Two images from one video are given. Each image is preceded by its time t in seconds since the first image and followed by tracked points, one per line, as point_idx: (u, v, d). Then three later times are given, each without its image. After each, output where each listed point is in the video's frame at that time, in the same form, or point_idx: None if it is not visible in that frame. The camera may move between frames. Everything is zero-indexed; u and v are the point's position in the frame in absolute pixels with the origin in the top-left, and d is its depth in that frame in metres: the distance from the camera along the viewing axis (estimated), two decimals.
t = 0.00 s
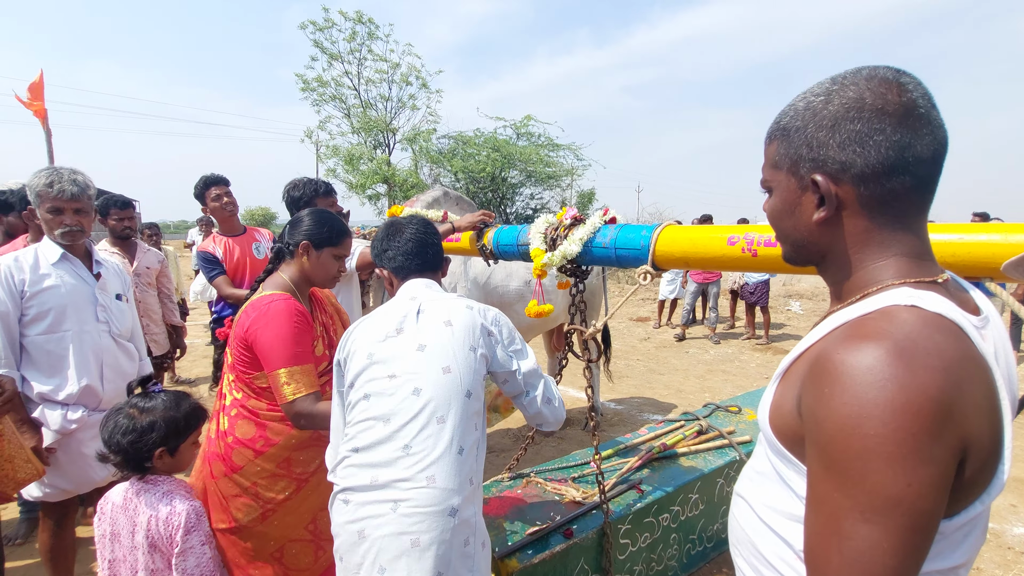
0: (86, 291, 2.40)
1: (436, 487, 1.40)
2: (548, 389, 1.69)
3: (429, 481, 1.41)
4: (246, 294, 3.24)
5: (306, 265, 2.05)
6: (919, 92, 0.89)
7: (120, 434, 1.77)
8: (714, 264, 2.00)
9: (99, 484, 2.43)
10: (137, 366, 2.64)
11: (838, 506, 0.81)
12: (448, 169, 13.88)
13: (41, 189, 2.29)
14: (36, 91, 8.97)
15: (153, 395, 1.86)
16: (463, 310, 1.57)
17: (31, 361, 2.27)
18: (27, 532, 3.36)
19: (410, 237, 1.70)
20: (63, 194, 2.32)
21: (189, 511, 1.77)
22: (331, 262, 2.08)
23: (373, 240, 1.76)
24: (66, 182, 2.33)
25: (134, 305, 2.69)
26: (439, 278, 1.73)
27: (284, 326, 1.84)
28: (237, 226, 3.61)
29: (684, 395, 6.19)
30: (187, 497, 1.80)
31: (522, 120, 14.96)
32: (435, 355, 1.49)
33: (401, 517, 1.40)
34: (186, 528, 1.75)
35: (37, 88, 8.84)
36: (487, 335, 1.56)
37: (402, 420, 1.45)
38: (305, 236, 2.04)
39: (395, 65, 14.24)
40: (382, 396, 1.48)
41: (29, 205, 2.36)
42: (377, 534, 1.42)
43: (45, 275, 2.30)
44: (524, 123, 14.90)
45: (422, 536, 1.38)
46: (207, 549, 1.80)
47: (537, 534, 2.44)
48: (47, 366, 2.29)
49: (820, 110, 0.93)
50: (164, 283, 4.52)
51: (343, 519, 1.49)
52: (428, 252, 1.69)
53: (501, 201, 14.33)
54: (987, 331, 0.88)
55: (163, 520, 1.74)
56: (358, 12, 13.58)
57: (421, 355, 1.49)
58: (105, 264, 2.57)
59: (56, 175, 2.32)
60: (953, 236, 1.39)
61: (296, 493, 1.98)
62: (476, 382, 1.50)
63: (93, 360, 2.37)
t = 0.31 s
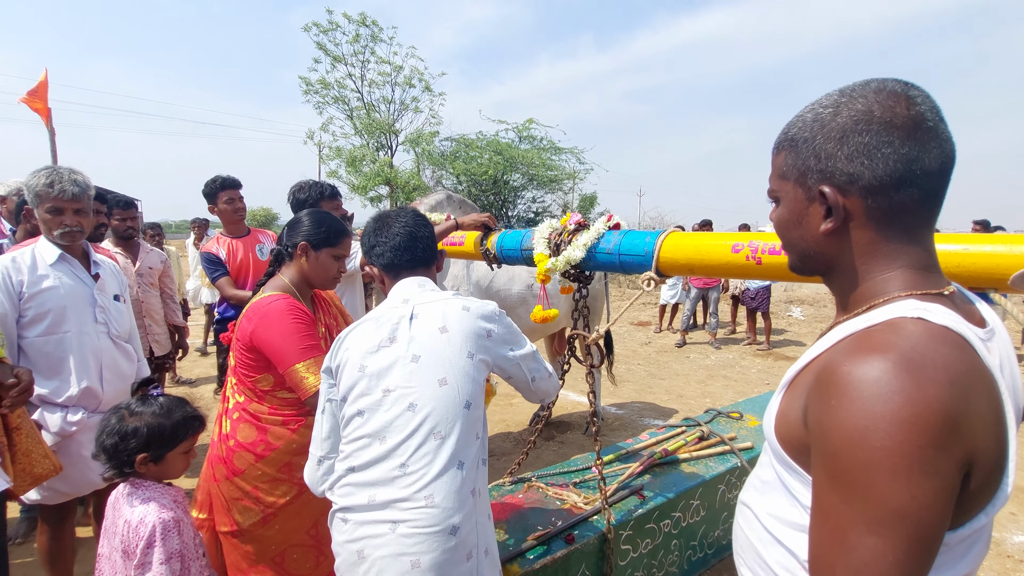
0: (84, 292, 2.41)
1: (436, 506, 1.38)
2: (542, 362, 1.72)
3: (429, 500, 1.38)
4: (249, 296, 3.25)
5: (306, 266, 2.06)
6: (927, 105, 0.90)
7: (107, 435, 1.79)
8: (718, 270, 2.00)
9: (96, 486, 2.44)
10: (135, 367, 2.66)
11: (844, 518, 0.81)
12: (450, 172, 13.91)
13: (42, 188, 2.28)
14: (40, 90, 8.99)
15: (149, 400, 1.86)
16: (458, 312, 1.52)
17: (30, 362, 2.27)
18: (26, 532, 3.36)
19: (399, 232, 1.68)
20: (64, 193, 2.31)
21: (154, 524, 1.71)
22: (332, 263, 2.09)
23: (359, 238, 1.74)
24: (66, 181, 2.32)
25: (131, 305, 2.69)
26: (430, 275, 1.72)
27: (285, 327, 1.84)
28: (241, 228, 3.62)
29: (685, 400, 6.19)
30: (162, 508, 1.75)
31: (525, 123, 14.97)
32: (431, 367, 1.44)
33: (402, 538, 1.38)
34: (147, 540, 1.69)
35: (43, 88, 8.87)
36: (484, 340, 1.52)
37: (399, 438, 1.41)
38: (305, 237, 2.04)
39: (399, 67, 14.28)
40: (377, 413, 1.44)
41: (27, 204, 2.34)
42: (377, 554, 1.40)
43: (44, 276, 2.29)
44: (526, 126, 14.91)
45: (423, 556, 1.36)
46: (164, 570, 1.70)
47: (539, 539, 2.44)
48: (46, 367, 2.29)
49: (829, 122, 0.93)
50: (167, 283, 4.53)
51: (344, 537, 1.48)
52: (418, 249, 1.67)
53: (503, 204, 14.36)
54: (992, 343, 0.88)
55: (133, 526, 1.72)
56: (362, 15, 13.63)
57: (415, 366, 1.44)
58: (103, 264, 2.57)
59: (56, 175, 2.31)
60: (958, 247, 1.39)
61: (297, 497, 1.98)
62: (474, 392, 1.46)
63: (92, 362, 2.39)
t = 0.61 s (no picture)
0: (82, 289, 2.41)
1: (445, 519, 1.37)
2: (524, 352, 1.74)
3: (437, 514, 1.37)
4: (251, 294, 3.25)
5: (312, 265, 2.06)
6: (940, 111, 0.90)
7: (95, 436, 1.79)
8: (724, 273, 2.00)
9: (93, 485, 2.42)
10: (133, 365, 2.65)
11: (854, 525, 0.81)
12: (453, 171, 13.92)
13: (40, 184, 2.27)
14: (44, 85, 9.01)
15: (139, 401, 1.86)
16: (463, 315, 1.52)
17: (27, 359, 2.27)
18: (26, 527, 3.36)
19: (402, 226, 1.68)
20: (63, 188, 2.30)
21: (146, 525, 1.71)
22: (337, 262, 2.08)
23: (359, 229, 1.73)
24: (65, 177, 2.31)
25: (127, 302, 2.68)
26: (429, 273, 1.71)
27: (285, 327, 1.83)
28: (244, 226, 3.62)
29: (686, 402, 6.18)
30: (156, 509, 1.75)
31: (528, 123, 14.95)
32: (438, 377, 1.42)
33: (409, 555, 1.36)
34: (140, 542, 1.69)
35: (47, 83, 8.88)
36: (488, 344, 1.53)
37: (405, 452, 1.38)
38: (311, 236, 2.04)
39: (402, 66, 14.29)
40: (381, 423, 1.41)
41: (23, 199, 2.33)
42: (383, 571, 1.38)
43: (41, 272, 2.29)
44: (529, 126, 14.90)
45: (432, 571, 1.36)
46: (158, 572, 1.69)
47: (540, 540, 2.44)
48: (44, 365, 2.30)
49: (840, 127, 0.93)
50: (168, 280, 4.54)
51: (345, 554, 1.44)
52: (419, 244, 1.66)
53: (505, 204, 14.36)
54: (1003, 351, 0.88)
55: (127, 528, 1.73)
56: (366, 13, 13.64)
57: (422, 376, 1.42)
58: (100, 261, 2.57)
59: (55, 170, 2.30)
60: (967, 252, 1.39)
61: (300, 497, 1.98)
62: (480, 401, 1.47)
63: (91, 360, 2.39)
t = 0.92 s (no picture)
0: (83, 286, 2.41)
1: (455, 514, 1.38)
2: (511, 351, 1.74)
3: (447, 509, 1.38)
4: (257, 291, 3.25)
5: (313, 262, 2.05)
6: (957, 102, 0.88)
7: (105, 436, 1.78)
8: (732, 270, 1.99)
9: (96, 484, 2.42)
10: (135, 362, 2.66)
11: (868, 522, 0.79)
12: (457, 170, 13.92)
13: (41, 179, 2.26)
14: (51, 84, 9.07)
15: (147, 400, 1.86)
16: (470, 310, 1.52)
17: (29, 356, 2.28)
18: (33, 524, 3.37)
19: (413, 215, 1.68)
20: (64, 184, 2.30)
21: (162, 526, 1.70)
22: (339, 261, 2.08)
23: (370, 217, 1.74)
24: (66, 172, 2.31)
25: (128, 298, 2.68)
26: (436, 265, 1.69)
27: (283, 323, 1.83)
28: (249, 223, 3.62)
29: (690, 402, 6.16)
30: (170, 509, 1.75)
31: (532, 122, 14.94)
32: (448, 371, 1.42)
33: (418, 551, 1.35)
34: (158, 543, 1.69)
35: (55, 81, 8.93)
36: (496, 340, 1.53)
37: (415, 446, 1.38)
38: (315, 233, 2.03)
39: (406, 65, 14.30)
40: (390, 416, 1.40)
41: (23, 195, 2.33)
42: (391, 569, 1.36)
43: (42, 269, 2.29)
44: (533, 126, 14.88)
45: (442, 566, 1.36)
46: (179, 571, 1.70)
47: (546, 538, 2.43)
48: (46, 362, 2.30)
49: (855, 119, 0.92)
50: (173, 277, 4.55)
51: (350, 552, 1.42)
52: (428, 234, 1.65)
53: (509, 203, 14.36)
54: (1020, 346, 0.87)
55: (142, 529, 1.72)
56: (370, 12, 13.67)
57: (431, 369, 1.41)
58: (101, 257, 2.57)
59: (56, 166, 2.30)
60: (981, 249, 1.37)
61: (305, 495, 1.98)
62: (489, 396, 1.48)
63: (93, 358, 2.40)
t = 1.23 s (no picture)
0: (88, 283, 2.42)
1: (456, 505, 1.38)
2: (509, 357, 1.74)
3: (449, 500, 1.38)
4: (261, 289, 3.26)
5: (317, 264, 2.05)
6: (968, 99, 0.87)
7: (113, 435, 1.78)
8: (737, 269, 1.98)
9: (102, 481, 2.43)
10: (140, 359, 2.66)
11: (876, 520, 0.79)
12: (460, 168, 13.92)
13: (46, 177, 2.27)
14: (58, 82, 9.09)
15: (155, 396, 1.85)
16: (470, 306, 1.53)
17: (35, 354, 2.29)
18: (37, 521, 3.38)
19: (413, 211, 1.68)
20: (70, 181, 2.31)
21: (165, 529, 1.70)
22: (341, 265, 2.10)
23: (369, 211, 1.73)
24: (72, 170, 2.32)
25: (133, 296, 2.69)
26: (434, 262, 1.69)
27: (283, 321, 1.83)
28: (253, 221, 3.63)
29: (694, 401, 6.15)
30: (174, 512, 1.75)
31: (536, 121, 14.93)
32: (448, 364, 1.42)
33: (420, 542, 1.35)
34: (159, 546, 1.69)
35: (61, 79, 8.95)
36: (496, 336, 1.54)
37: (417, 439, 1.38)
38: (321, 237, 2.03)
39: (410, 64, 14.31)
40: (390, 409, 1.39)
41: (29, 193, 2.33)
42: (392, 561, 1.36)
43: (47, 267, 2.30)
44: (537, 124, 14.87)
45: (444, 557, 1.36)
46: None
47: (550, 537, 2.42)
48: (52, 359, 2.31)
49: (865, 115, 0.91)
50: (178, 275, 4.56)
51: (350, 544, 1.41)
52: (427, 231, 1.66)
53: (512, 202, 14.35)
54: None
55: (145, 530, 1.72)
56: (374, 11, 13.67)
57: (431, 363, 1.41)
58: (105, 255, 2.58)
59: (61, 163, 2.30)
60: (990, 249, 1.36)
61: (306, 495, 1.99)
62: (488, 390, 1.48)
63: (99, 355, 2.40)
